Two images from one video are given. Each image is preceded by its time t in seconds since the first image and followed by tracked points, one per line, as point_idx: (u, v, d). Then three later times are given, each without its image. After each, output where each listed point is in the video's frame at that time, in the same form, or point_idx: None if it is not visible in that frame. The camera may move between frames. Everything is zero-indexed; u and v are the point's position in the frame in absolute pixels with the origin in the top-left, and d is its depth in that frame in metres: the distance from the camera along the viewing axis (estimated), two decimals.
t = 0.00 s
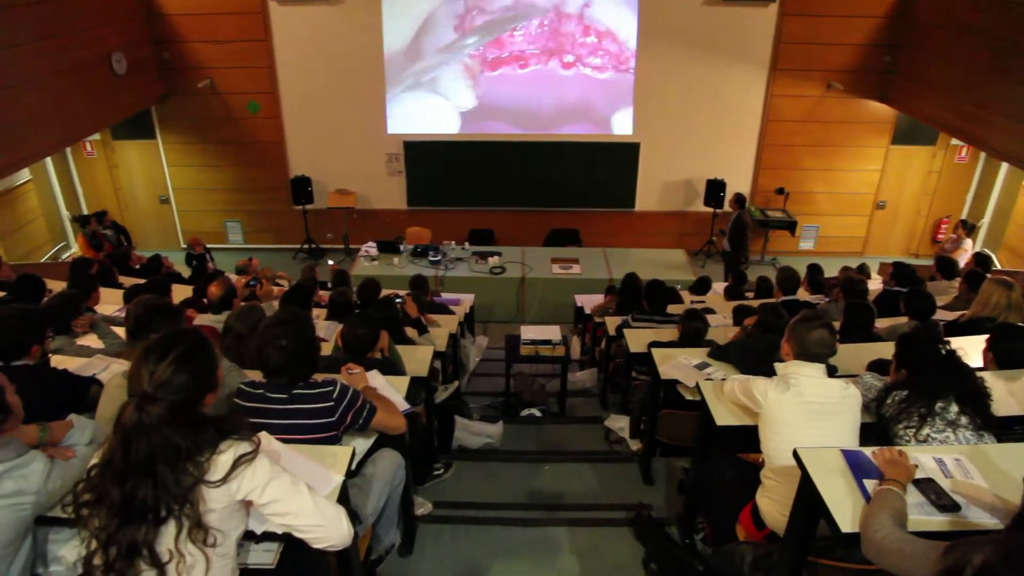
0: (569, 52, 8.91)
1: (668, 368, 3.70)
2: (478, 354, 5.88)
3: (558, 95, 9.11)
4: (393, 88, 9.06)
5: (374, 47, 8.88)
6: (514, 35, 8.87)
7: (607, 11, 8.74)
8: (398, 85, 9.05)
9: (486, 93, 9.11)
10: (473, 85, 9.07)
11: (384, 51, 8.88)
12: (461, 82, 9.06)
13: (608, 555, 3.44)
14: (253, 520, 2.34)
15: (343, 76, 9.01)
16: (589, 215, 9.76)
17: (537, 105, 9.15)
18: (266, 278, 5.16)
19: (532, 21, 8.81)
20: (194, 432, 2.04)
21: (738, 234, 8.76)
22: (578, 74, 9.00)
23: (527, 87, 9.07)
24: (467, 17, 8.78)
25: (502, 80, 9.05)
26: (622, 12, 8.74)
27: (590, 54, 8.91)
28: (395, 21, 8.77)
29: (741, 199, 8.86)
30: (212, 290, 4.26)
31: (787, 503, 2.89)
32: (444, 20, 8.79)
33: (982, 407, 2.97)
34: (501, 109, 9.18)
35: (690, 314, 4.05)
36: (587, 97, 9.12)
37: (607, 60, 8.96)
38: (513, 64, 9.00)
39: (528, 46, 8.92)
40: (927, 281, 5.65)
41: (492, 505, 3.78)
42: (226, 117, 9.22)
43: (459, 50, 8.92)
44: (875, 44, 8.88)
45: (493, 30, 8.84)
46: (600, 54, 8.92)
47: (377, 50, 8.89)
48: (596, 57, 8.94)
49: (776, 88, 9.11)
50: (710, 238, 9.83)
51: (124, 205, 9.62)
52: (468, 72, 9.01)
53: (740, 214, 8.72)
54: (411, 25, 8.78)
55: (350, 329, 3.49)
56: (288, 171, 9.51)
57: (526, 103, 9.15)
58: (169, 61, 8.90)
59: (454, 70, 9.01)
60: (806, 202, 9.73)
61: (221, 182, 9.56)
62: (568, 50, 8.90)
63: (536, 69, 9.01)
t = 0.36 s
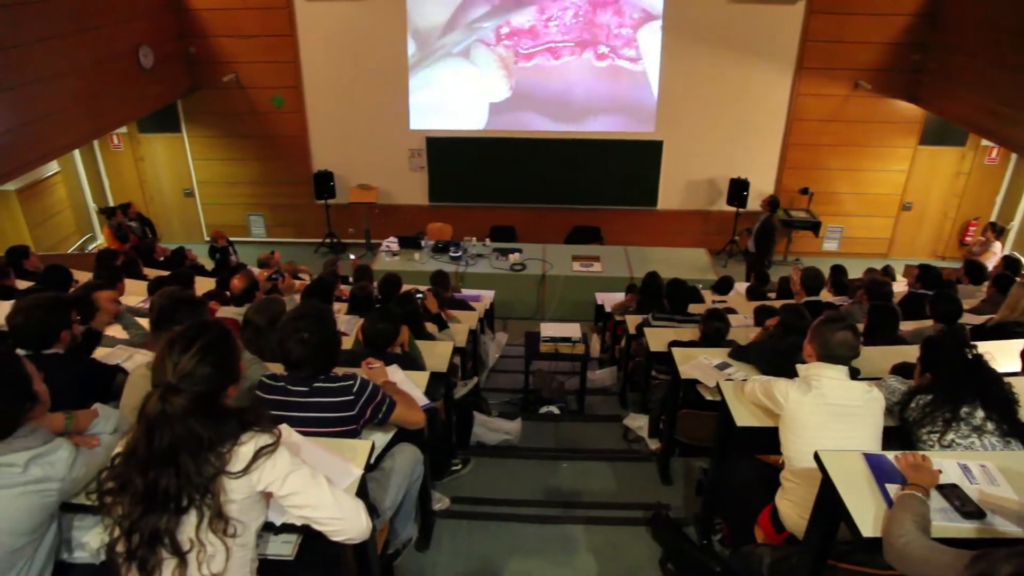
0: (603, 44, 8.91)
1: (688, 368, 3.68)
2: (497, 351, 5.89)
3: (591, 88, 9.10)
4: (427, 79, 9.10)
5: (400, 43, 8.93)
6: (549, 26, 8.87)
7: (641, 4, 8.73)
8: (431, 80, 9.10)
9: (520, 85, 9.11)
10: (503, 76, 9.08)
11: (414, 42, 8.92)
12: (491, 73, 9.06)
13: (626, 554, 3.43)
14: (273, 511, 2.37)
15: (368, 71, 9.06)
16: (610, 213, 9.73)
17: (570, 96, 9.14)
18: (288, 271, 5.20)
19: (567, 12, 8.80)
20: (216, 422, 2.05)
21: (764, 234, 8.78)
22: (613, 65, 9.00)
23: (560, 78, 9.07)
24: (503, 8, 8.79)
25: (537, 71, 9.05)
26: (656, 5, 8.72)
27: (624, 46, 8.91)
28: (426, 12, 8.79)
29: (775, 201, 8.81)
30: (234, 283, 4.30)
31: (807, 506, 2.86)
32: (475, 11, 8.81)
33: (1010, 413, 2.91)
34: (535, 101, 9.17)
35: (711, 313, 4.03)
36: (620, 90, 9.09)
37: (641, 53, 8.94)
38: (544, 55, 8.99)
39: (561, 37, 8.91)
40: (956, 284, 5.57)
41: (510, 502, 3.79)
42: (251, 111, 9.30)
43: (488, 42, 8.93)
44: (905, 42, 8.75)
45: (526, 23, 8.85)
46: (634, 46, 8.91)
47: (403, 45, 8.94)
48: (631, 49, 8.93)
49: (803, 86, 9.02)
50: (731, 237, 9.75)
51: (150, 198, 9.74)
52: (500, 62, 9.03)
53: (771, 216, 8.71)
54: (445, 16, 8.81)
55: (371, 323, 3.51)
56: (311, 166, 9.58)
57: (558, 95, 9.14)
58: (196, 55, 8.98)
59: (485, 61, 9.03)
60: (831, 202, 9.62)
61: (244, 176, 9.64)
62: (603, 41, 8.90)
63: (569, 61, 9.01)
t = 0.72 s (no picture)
0: (624, 46, 8.86)
1: (707, 368, 3.66)
2: (516, 347, 5.89)
3: (613, 89, 9.06)
4: (448, 78, 9.12)
5: (423, 40, 8.95)
6: (571, 26, 8.83)
7: (663, 6, 8.66)
8: (453, 75, 9.10)
9: (542, 85, 9.11)
10: (523, 76, 9.08)
11: (436, 40, 8.94)
12: (510, 73, 9.07)
13: (642, 553, 3.43)
14: (292, 502, 2.40)
15: (392, 67, 9.10)
16: (630, 211, 9.70)
17: (592, 97, 9.11)
18: (308, 265, 5.24)
19: (588, 12, 8.75)
20: (237, 415, 2.06)
21: (792, 237, 8.75)
22: (635, 68, 8.95)
23: (581, 77, 9.04)
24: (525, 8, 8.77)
25: (558, 71, 9.03)
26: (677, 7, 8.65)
27: (646, 47, 8.85)
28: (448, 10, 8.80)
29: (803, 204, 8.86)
30: (256, 275, 4.34)
31: (826, 509, 2.84)
32: (496, 12, 8.82)
33: None
34: (557, 100, 9.17)
35: (731, 313, 4.01)
36: (642, 92, 9.06)
37: (664, 55, 8.89)
38: (565, 55, 8.97)
39: (583, 37, 8.87)
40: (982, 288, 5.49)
41: (526, 499, 3.79)
42: (274, 106, 9.36)
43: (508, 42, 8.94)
44: (933, 41, 8.63)
45: (548, 22, 8.83)
46: (656, 48, 8.85)
47: (426, 42, 8.97)
48: (653, 51, 8.87)
49: (827, 85, 8.93)
50: (752, 237, 9.68)
51: (174, 190, 9.85)
52: (520, 63, 9.02)
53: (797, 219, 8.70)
54: (467, 17, 8.83)
55: (390, 318, 3.52)
56: (333, 161, 9.64)
57: (580, 95, 9.12)
58: (220, 51, 9.06)
59: (504, 61, 9.03)
60: (854, 203, 9.52)
61: (266, 170, 9.72)
62: (625, 43, 8.85)
63: (591, 61, 8.98)
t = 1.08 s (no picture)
0: (646, 38, 8.80)
1: (730, 368, 3.65)
2: (538, 344, 5.89)
3: (636, 81, 8.99)
4: (468, 71, 9.13)
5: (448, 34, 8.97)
6: (591, 20, 8.80)
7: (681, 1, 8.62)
8: (475, 69, 9.10)
9: (562, 78, 9.08)
10: (545, 69, 9.06)
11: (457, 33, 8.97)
12: (531, 66, 9.05)
13: (661, 552, 3.42)
14: (313, 494, 2.40)
15: (418, 61, 9.13)
16: (653, 209, 9.65)
17: (615, 90, 9.06)
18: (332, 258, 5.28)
19: (609, 6, 8.72)
20: (259, 405, 2.07)
21: (823, 240, 8.52)
22: (658, 62, 8.89)
23: (602, 72, 9.00)
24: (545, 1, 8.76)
25: (580, 63, 8.99)
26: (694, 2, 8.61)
27: (668, 41, 8.79)
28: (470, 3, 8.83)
29: (835, 206, 8.54)
30: (280, 268, 4.39)
31: (849, 513, 2.81)
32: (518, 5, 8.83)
33: None
34: (577, 94, 9.13)
35: (755, 313, 3.98)
36: (665, 87, 8.98)
37: (685, 48, 8.82)
38: (587, 48, 8.93)
39: (604, 31, 8.84)
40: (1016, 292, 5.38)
41: (546, 495, 3.79)
42: (299, 99, 9.43)
43: (529, 35, 8.93)
44: (966, 39, 8.47)
45: (569, 16, 8.81)
46: (677, 42, 8.79)
47: (451, 36, 8.99)
48: (675, 45, 8.81)
49: (856, 84, 8.81)
50: (778, 237, 9.58)
51: (200, 182, 9.97)
52: (542, 55, 9.01)
53: (831, 222, 8.44)
54: (487, 10, 8.84)
55: (413, 312, 3.54)
56: (358, 155, 9.69)
57: (602, 88, 9.07)
58: (248, 44, 9.15)
59: (527, 53, 9.01)
60: (882, 204, 9.38)
61: (291, 163, 9.79)
62: (645, 37, 8.80)
63: (612, 55, 8.93)
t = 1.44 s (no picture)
0: (670, 45, 8.79)
1: (755, 369, 3.62)
2: (561, 341, 5.89)
3: (658, 87, 8.99)
4: (493, 72, 9.15)
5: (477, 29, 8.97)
6: (617, 25, 8.79)
7: (709, 8, 8.55)
8: (501, 71, 9.13)
9: (586, 83, 9.08)
10: (569, 74, 9.07)
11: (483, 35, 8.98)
12: (556, 70, 9.06)
13: (681, 552, 3.40)
14: (336, 485, 2.45)
15: (445, 56, 9.15)
16: (678, 207, 9.58)
17: (637, 96, 9.05)
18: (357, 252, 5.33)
19: (636, 11, 8.69)
20: (285, 395, 2.09)
21: (857, 240, 8.31)
22: (681, 68, 8.86)
23: (629, 74, 8.97)
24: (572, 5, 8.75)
25: (604, 69, 8.99)
26: (722, 10, 8.54)
27: (694, 47, 8.75)
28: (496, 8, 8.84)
29: (871, 206, 8.29)
30: (307, 260, 4.43)
31: (874, 518, 2.78)
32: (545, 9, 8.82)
33: None
34: (602, 96, 9.11)
35: (781, 314, 3.94)
36: (687, 92, 8.96)
37: (711, 55, 8.77)
38: (612, 54, 8.93)
39: (629, 36, 8.83)
40: None
41: (567, 493, 3.79)
42: (328, 93, 9.49)
43: (554, 40, 8.95)
44: (1004, 38, 8.29)
45: (595, 21, 8.80)
46: (703, 47, 8.75)
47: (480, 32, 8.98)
48: (700, 50, 8.77)
49: (889, 83, 8.66)
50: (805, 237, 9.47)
51: (230, 175, 10.09)
52: (567, 60, 9.01)
53: (865, 223, 8.23)
54: (511, 16, 8.86)
55: (438, 307, 3.55)
56: (385, 149, 9.74)
57: (624, 93, 9.05)
58: (278, 38, 9.22)
59: (552, 57, 9.03)
60: (914, 205, 9.22)
61: (317, 157, 9.87)
62: (670, 44, 8.78)
63: (636, 61, 8.92)
